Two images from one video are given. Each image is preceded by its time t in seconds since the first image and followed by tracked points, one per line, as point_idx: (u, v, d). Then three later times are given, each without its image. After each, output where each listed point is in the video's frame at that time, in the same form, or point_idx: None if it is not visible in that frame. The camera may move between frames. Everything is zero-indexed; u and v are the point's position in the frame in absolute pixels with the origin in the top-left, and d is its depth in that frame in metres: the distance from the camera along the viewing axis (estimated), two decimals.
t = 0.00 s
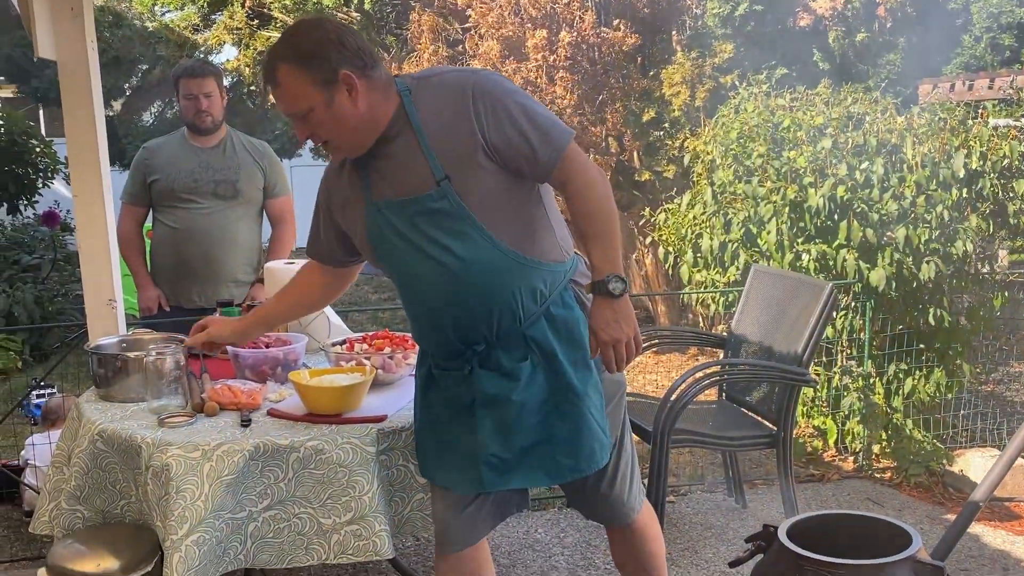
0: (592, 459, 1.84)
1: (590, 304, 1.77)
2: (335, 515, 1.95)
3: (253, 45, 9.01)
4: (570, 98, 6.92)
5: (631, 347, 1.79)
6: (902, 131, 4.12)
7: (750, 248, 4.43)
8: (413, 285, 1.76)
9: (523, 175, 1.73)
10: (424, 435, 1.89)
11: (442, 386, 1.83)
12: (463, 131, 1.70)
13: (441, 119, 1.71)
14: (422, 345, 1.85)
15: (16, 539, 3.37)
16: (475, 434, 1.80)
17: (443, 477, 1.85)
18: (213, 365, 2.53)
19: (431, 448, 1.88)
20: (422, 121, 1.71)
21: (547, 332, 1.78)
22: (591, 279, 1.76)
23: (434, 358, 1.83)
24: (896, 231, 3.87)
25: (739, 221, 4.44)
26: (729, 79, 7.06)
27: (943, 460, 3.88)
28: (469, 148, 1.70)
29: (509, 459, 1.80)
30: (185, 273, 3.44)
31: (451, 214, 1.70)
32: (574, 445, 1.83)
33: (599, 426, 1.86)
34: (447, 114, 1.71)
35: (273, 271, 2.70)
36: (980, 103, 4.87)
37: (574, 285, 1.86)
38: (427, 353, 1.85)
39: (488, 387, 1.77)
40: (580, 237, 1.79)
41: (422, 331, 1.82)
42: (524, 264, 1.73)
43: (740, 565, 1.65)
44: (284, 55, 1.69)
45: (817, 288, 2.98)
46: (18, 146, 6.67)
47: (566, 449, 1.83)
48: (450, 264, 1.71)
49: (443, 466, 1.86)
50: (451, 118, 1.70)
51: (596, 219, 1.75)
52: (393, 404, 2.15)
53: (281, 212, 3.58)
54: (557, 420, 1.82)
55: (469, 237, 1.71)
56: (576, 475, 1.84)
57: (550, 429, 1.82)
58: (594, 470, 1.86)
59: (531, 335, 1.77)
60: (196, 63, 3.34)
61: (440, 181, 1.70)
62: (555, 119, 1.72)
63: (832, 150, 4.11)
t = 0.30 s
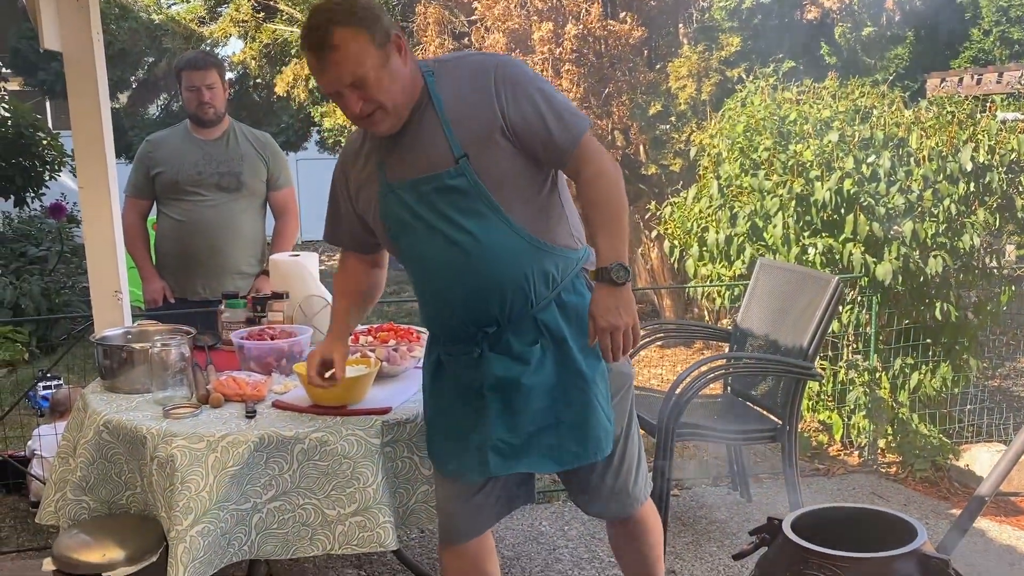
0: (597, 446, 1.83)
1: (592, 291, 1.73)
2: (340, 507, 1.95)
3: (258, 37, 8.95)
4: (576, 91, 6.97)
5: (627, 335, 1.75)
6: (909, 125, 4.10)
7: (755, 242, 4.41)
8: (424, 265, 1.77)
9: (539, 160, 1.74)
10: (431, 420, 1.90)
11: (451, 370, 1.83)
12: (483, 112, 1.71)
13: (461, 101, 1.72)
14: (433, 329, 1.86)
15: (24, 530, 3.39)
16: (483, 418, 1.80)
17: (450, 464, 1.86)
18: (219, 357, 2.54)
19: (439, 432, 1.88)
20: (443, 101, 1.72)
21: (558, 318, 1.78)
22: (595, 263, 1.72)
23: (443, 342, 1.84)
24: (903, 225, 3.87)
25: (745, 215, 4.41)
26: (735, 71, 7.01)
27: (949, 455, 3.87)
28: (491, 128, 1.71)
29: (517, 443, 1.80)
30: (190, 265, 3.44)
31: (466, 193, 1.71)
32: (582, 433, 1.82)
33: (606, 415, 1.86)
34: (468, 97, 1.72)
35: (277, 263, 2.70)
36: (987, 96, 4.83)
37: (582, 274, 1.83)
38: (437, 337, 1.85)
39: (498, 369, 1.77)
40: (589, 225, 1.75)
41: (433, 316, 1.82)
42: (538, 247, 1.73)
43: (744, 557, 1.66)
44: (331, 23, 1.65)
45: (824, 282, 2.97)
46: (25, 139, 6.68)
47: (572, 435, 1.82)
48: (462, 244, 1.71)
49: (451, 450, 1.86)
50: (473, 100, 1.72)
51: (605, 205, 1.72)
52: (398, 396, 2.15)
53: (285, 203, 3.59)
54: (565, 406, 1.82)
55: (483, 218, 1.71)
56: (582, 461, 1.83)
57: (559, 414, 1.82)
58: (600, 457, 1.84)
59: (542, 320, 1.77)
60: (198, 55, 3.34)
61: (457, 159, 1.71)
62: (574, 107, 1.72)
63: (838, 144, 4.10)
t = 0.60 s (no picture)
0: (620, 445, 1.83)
1: (645, 290, 1.79)
2: (336, 499, 1.95)
3: (257, 30, 9.04)
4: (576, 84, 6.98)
5: (673, 333, 1.79)
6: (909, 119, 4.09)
7: (753, 235, 4.40)
8: (475, 246, 1.73)
9: (600, 156, 1.75)
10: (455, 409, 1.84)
11: (484, 356, 1.80)
12: (554, 101, 1.70)
13: (533, 89, 1.70)
14: (468, 316, 1.83)
15: (20, 523, 3.38)
16: (518, 404, 1.76)
17: (472, 453, 1.81)
18: (216, 349, 2.53)
19: (465, 421, 1.82)
20: (514, 85, 1.70)
21: (597, 313, 1.79)
22: (647, 262, 1.77)
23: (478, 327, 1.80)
24: (902, 219, 3.86)
25: (744, 209, 4.39)
26: (735, 65, 7.01)
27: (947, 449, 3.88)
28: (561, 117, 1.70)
29: (548, 432, 1.78)
30: (188, 259, 3.44)
31: (531, 177, 1.69)
32: (611, 429, 1.81)
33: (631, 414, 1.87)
34: (540, 85, 1.71)
35: (274, 255, 2.69)
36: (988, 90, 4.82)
37: (620, 275, 1.85)
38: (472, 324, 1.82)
39: (537, 358, 1.75)
40: (639, 225, 1.81)
41: (468, 296, 1.79)
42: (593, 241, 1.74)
43: (740, 550, 1.66)
44: None
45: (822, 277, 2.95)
46: (24, 131, 6.66)
47: (602, 430, 1.81)
48: (524, 226, 1.69)
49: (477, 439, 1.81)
50: (544, 89, 1.71)
51: (659, 207, 1.78)
52: (396, 389, 2.15)
53: (282, 194, 3.58)
54: (597, 401, 1.79)
55: (543, 204, 1.70)
56: (608, 458, 1.82)
57: (591, 408, 1.79)
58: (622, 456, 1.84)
59: (584, 312, 1.77)
60: (192, 47, 3.34)
61: (528, 144, 1.68)
62: (636, 109, 1.76)
63: (837, 137, 4.06)
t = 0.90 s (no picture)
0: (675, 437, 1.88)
1: (723, 292, 1.93)
2: (327, 495, 1.94)
3: (250, 24, 8.90)
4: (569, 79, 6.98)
5: (749, 336, 1.92)
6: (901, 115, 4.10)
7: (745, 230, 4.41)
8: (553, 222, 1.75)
9: (677, 159, 1.87)
10: (514, 389, 1.87)
11: (546, 337, 1.82)
12: (645, 100, 1.81)
13: (624, 84, 1.82)
14: (526, 297, 1.85)
15: (11, 518, 3.37)
16: (583, 382, 1.80)
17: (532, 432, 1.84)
18: (207, 344, 2.53)
19: (525, 399, 1.85)
20: (608, 81, 1.81)
21: (659, 304, 1.85)
22: (725, 267, 1.90)
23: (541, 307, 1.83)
24: (894, 215, 3.88)
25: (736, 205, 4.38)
26: (729, 61, 7.01)
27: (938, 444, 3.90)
28: (650, 115, 1.81)
29: (608, 414, 1.82)
30: (180, 254, 3.43)
31: (619, 162, 1.76)
32: (664, 416, 1.86)
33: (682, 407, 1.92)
34: (633, 82, 1.82)
35: (265, 250, 2.69)
36: (980, 86, 4.82)
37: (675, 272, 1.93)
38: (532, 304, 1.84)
39: (604, 339, 1.79)
40: (710, 231, 1.94)
41: (534, 276, 1.79)
42: (665, 234, 1.81)
43: (728, 547, 1.66)
44: None
45: (813, 272, 2.98)
46: (16, 125, 6.63)
47: (656, 417, 1.85)
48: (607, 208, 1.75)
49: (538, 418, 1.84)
50: (637, 89, 1.82)
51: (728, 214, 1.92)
52: (387, 385, 2.15)
53: (274, 189, 3.57)
54: (653, 388, 1.84)
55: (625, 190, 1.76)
56: (660, 443, 1.86)
57: (649, 394, 1.84)
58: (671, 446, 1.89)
59: (648, 302, 1.83)
60: (184, 41, 3.33)
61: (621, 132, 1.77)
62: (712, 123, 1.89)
63: (830, 134, 4.03)
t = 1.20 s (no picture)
0: (680, 428, 1.94)
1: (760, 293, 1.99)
2: (314, 491, 1.93)
3: (239, 17, 8.82)
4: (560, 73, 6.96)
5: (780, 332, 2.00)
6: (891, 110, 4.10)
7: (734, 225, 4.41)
8: (580, 208, 1.81)
9: (710, 158, 1.93)
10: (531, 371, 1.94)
11: (566, 318, 1.87)
12: (686, 93, 1.85)
13: (667, 79, 1.87)
14: (546, 279, 1.90)
15: None
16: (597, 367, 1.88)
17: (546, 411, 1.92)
18: (193, 339, 2.51)
19: (542, 379, 1.93)
20: (650, 74, 1.87)
21: (676, 298, 1.91)
22: (758, 267, 1.97)
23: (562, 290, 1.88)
24: (884, 211, 3.90)
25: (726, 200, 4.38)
26: (720, 56, 6.99)
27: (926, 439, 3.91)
28: (693, 109, 1.85)
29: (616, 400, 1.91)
30: (167, 248, 3.41)
31: (654, 154, 1.81)
32: (672, 407, 1.92)
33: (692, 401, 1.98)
34: (675, 76, 1.87)
35: (253, 244, 2.67)
36: (970, 82, 4.82)
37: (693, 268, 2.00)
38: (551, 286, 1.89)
39: (623, 328, 1.85)
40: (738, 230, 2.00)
41: (555, 258, 1.85)
42: (689, 229, 1.87)
43: (716, 542, 1.66)
44: None
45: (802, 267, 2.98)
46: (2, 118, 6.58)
47: (664, 407, 1.92)
48: (635, 198, 1.80)
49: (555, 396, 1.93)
50: (679, 83, 1.86)
51: (755, 216, 1.97)
52: (375, 380, 2.14)
53: (264, 184, 3.55)
54: (664, 379, 1.91)
55: (657, 182, 1.82)
56: (665, 434, 1.93)
57: (660, 384, 1.90)
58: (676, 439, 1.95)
59: (667, 295, 1.88)
60: (174, 33, 3.30)
61: (661, 125, 1.83)
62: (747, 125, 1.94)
63: (820, 128, 4.02)
